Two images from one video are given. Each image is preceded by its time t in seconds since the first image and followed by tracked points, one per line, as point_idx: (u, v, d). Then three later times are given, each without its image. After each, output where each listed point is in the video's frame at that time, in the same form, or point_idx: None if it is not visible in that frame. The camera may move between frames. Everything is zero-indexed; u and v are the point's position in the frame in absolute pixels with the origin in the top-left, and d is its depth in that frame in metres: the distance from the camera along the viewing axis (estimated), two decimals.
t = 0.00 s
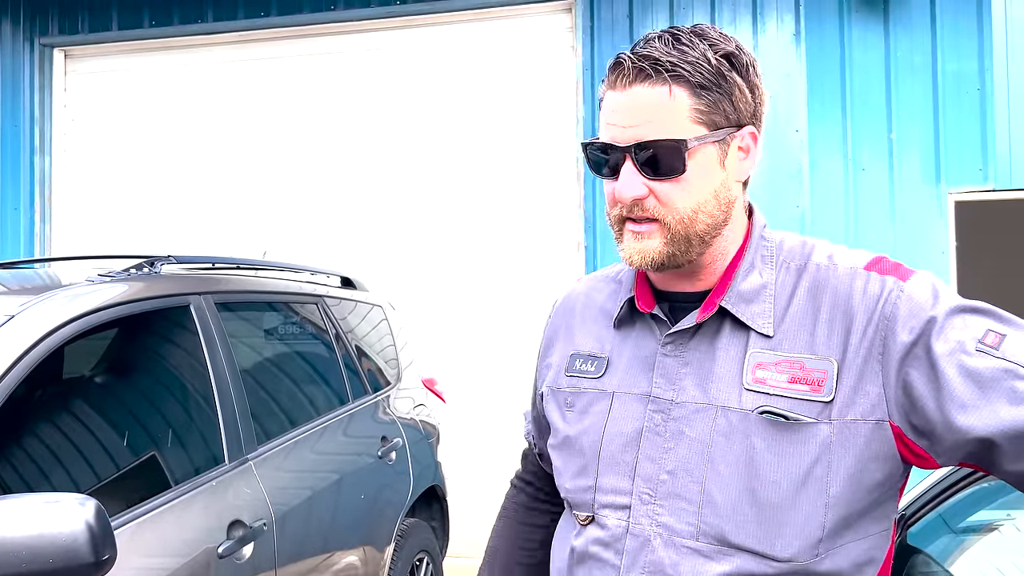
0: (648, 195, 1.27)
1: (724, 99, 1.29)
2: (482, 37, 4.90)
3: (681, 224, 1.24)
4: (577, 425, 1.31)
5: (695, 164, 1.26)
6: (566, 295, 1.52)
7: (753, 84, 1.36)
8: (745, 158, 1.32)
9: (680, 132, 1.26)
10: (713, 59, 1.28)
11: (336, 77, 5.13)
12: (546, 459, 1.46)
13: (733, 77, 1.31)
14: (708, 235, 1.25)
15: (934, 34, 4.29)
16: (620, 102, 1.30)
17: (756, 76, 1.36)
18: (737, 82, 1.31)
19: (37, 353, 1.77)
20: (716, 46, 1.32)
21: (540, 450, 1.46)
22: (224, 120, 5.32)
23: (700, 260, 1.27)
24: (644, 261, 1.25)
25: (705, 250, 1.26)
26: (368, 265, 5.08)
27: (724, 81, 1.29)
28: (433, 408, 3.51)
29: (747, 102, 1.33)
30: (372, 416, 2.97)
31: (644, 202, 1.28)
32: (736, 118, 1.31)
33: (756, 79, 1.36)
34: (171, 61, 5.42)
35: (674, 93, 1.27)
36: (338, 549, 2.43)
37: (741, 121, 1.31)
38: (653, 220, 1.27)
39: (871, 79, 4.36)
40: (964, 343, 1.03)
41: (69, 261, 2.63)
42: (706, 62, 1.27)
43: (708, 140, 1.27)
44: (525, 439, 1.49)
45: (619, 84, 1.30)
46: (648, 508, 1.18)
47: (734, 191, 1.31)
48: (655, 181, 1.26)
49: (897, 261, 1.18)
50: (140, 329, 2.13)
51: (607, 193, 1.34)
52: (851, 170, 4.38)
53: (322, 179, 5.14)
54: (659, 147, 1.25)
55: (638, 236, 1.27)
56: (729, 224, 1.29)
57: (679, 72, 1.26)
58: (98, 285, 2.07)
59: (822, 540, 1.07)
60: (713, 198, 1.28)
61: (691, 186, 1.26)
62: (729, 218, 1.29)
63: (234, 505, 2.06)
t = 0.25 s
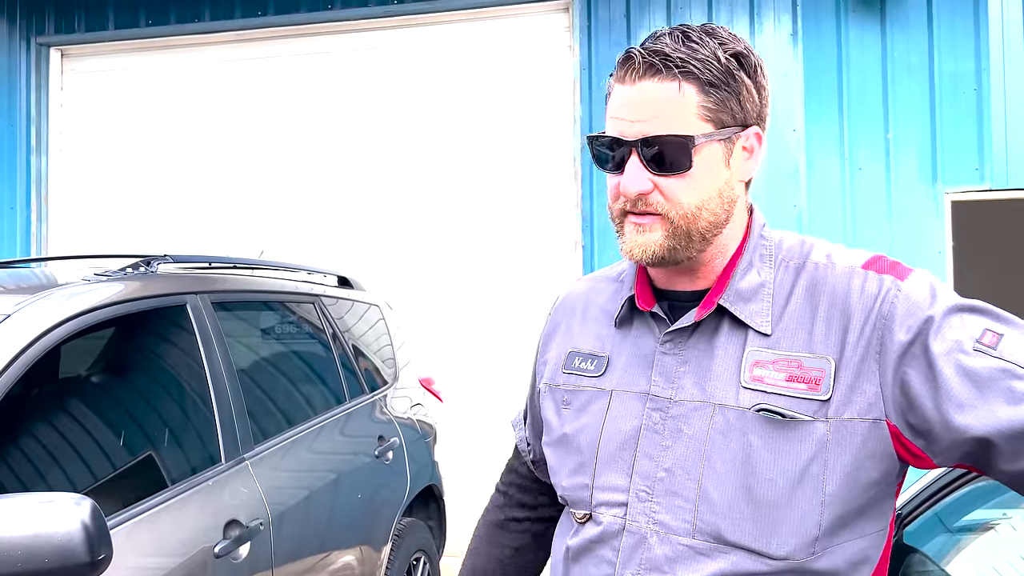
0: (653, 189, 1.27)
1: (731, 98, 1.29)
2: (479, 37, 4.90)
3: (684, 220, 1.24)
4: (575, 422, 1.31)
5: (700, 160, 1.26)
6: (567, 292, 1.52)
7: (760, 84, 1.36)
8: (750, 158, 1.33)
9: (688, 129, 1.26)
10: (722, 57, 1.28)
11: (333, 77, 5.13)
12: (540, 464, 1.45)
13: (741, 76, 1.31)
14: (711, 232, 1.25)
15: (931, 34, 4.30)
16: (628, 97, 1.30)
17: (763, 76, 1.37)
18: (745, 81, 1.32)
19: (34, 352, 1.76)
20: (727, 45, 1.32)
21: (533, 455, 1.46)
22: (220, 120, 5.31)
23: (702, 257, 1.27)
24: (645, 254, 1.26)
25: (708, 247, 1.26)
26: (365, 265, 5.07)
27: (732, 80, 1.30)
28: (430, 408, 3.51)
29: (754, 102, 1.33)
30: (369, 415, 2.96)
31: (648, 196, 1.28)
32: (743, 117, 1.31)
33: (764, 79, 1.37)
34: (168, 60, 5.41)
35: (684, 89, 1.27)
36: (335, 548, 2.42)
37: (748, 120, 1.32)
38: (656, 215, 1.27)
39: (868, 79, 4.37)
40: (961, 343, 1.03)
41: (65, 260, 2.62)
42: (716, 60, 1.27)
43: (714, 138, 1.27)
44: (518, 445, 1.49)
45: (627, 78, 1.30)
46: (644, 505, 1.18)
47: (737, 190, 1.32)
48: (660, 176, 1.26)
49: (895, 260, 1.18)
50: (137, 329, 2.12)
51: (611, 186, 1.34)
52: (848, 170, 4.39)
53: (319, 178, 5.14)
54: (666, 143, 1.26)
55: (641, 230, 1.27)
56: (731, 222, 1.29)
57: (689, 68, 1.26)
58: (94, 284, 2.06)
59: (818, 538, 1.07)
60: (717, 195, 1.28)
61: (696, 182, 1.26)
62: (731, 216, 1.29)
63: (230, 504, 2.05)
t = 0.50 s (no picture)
0: (625, 187, 1.28)
1: (700, 93, 1.29)
2: (477, 36, 4.89)
3: (656, 216, 1.25)
4: (575, 421, 1.30)
5: (668, 157, 1.26)
6: (567, 289, 1.52)
7: (737, 78, 1.35)
8: (729, 151, 1.31)
9: (649, 126, 1.27)
10: (687, 54, 1.29)
11: (330, 76, 5.12)
12: (543, 464, 1.45)
13: (711, 71, 1.30)
14: (685, 227, 1.25)
15: (928, 34, 4.30)
16: (600, 100, 1.33)
17: (741, 70, 1.35)
18: (716, 76, 1.31)
19: (30, 351, 1.75)
20: (697, 42, 1.33)
21: (538, 456, 1.45)
22: (217, 119, 5.30)
23: (681, 252, 1.27)
24: (621, 251, 1.27)
25: (684, 242, 1.25)
26: (362, 264, 5.07)
27: (700, 75, 1.29)
28: (428, 407, 3.50)
29: (727, 96, 1.32)
30: (366, 415, 2.96)
31: (621, 195, 1.29)
32: (715, 111, 1.30)
33: (741, 74, 1.35)
34: (165, 59, 5.39)
35: (645, 88, 1.28)
36: (333, 548, 2.42)
37: (721, 115, 1.31)
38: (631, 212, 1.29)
39: (866, 79, 4.37)
40: (960, 342, 1.02)
41: (62, 259, 2.61)
42: (679, 57, 1.28)
43: (681, 133, 1.27)
44: (520, 446, 1.48)
45: (598, 82, 1.33)
46: (646, 504, 1.18)
47: (717, 184, 1.30)
48: (630, 174, 1.27)
49: (895, 260, 1.18)
50: (134, 327, 2.12)
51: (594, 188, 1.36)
52: (845, 170, 4.39)
53: (316, 177, 5.13)
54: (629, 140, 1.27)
55: (619, 229, 1.29)
56: (712, 217, 1.28)
57: (649, 67, 1.27)
58: (91, 283, 2.05)
59: (820, 537, 1.07)
60: (691, 190, 1.28)
61: (667, 178, 1.26)
62: (711, 211, 1.28)
63: (228, 504, 2.04)
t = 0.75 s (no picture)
0: (600, 192, 1.31)
1: (662, 94, 1.30)
2: (475, 35, 4.89)
3: (629, 217, 1.27)
4: (574, 421, 1.30)
5: (635, 159, 1.28)
6: (567, 287, 1.52)
7: (707, 75, 1.34)
8: (704, 148, 1.30)
9: (613, 130, 1.31)
10: (648, 57, 1.31)
11: (329, 75, 5.11)
12: (543, 463, 1.45)
13: (674, 72, 1.32)
14: (660, 227, 1.26)
15: (926, 34, 4.31)
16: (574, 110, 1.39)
17: (711, 67, 1.34)
18: (681, 75, 1.32)
19: (27, 350, 1.75)
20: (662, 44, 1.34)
21: (539, 454, 1.45)
22: (215, 118, 5.29)
23: (661, 252, 1.28)
24: (601, 254, 1.31)
25: (661, 242, 1.26)
26: (361, 263, 5.06)
27: (662, 76, 1.31)
28: (426, 407, 3.50)
29: (694, 94, 1.31)
30: (365, 414, 2.96)
31: (597, 199, 1.32)
32: (682, 110, 1.30)
33: (712, 70, 1.34)
34: (163, 58, 5.38)
35: (608, 93, 1.33)
36: (331, 547, 2.41)
37: (688, 113, 1.31)
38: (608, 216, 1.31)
39: (864, 79, 4.38)
40: (961, 343, 1.02)
41: (60, 258, 2.60)
42: (640, 60, 1.31)
43: (646, 134, 1.29)
44: (520, 444, 1.48)
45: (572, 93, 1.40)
46: (645, 504, 1.18)
47: (693, 182, 1.30)
48: (602, 178, 1.30)
49: (897, 259, 1.18)
50: (131, 326, 2.11)
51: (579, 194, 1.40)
52: (844, 169, 4.40)
53: (314, 176, 5.12)
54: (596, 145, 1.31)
55: (600, 232, 1.33)
56: (691, 215, 1.28)
57: (610, 74, 1.32)
58: (88, 282, 2.04)
59: (819, 537, 1.07)
60: (663, 190, 1.29)
61: (636, 180, 1.28)
62: (688, 209, 1.28)
63: (225, 503, 2.04)
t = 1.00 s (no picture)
0: (593, 193, 1.32)
1: (652, 95, 1.30)
2: (473, 34, 4.88)
3: (622, 218, 1.27)
4: (575, 421, 1.30)
5: (626, 160, 1.29)
6: (567, 287, 1.52)
7: (699, 75, 1.33)
8: (695, 149, 1.30)
9: (603, 130, 1.31)
10: (638, 58, 1.31)
11: (327, 74, 5.10)
12: (542, 463, 1.45)
13: (665, 72, 1.31)
14: (653, 228, 1.26)
15: (924, 33, 4.31)
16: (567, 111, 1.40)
17: (703, 67, 1.33)
18: (672, 76, 1.31)
19: (25, 349, 1.75)
20: (653, 45, 1.34)
21: (537, 454, 1.45)
22: (213, 117, 5.27)
23: (656, 253, 1.28)
24: (597, 256, 1.31)
25: (655, 243, 1.27)
26: (359, 262, 5.05)
27: (652, 77, 1.31)
28: (424, 406, 3.50)
29: (684, 95, 1.31)
30: (363, 414, 2.95)
31: (591, 200, 1.33)
32: (672, 110, 1.30)
33: (703, 71, 1.33)
34: (160, 57, 5.37)
35: (598, 95, 1.33)
36: (329, 547, 2.41)
37: (679, 113, 1.30)
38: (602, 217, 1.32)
39: (862, 78, 4.38)
40: (963, 343, 1.02)
41: (57, 258, 2.59)
42: (629, 61, 1.31)
43: (636, 135, 1.29)
44: (519, 445, 1.48)
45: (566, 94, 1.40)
46: (647, 504, 1.18)
47: (686, 183, 1.30)
48: (595, 179, 1.30)
49: (898, 259, 1.17)
50: (129, 326, 2.10)
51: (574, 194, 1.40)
52: (842, 169, 4.40)
53: (312, 176, 5.11)
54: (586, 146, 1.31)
55: (595, 233, 1.33)
56: (685, 215, 1.28)
57: (601, 75, 1.32)
58: (86, 281, 2.03)
59: (821, 538, 1.07)
60: (656, 190, 1.29)
61: (628, 181, 1.29)
62: (681, 209, 1.28)
63: (224, 503, 2.04)
